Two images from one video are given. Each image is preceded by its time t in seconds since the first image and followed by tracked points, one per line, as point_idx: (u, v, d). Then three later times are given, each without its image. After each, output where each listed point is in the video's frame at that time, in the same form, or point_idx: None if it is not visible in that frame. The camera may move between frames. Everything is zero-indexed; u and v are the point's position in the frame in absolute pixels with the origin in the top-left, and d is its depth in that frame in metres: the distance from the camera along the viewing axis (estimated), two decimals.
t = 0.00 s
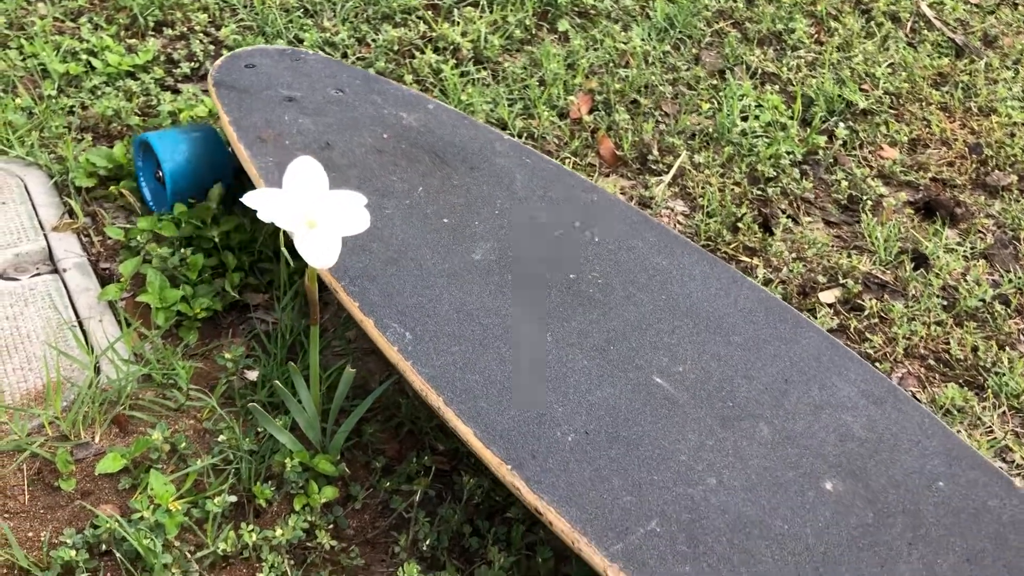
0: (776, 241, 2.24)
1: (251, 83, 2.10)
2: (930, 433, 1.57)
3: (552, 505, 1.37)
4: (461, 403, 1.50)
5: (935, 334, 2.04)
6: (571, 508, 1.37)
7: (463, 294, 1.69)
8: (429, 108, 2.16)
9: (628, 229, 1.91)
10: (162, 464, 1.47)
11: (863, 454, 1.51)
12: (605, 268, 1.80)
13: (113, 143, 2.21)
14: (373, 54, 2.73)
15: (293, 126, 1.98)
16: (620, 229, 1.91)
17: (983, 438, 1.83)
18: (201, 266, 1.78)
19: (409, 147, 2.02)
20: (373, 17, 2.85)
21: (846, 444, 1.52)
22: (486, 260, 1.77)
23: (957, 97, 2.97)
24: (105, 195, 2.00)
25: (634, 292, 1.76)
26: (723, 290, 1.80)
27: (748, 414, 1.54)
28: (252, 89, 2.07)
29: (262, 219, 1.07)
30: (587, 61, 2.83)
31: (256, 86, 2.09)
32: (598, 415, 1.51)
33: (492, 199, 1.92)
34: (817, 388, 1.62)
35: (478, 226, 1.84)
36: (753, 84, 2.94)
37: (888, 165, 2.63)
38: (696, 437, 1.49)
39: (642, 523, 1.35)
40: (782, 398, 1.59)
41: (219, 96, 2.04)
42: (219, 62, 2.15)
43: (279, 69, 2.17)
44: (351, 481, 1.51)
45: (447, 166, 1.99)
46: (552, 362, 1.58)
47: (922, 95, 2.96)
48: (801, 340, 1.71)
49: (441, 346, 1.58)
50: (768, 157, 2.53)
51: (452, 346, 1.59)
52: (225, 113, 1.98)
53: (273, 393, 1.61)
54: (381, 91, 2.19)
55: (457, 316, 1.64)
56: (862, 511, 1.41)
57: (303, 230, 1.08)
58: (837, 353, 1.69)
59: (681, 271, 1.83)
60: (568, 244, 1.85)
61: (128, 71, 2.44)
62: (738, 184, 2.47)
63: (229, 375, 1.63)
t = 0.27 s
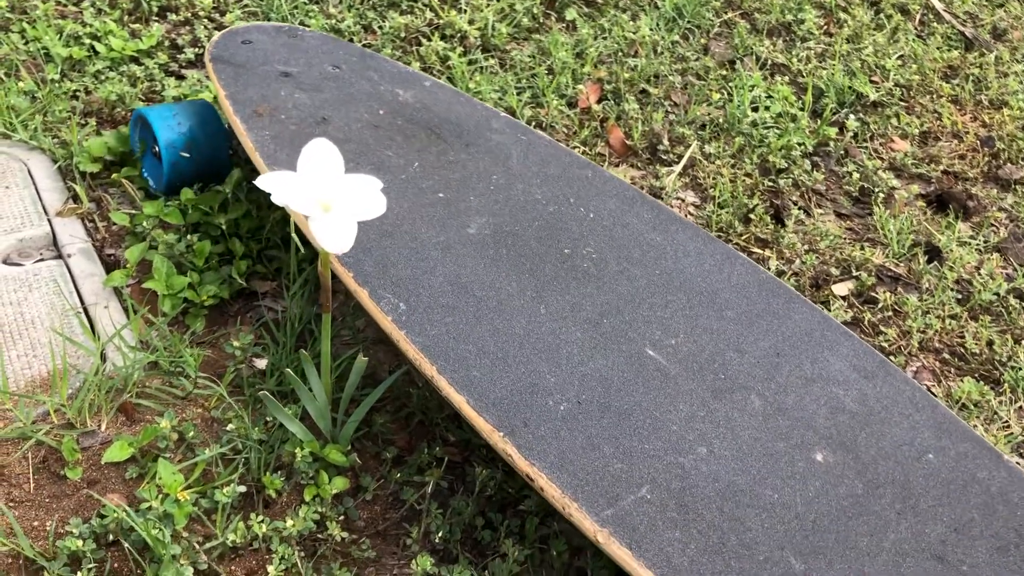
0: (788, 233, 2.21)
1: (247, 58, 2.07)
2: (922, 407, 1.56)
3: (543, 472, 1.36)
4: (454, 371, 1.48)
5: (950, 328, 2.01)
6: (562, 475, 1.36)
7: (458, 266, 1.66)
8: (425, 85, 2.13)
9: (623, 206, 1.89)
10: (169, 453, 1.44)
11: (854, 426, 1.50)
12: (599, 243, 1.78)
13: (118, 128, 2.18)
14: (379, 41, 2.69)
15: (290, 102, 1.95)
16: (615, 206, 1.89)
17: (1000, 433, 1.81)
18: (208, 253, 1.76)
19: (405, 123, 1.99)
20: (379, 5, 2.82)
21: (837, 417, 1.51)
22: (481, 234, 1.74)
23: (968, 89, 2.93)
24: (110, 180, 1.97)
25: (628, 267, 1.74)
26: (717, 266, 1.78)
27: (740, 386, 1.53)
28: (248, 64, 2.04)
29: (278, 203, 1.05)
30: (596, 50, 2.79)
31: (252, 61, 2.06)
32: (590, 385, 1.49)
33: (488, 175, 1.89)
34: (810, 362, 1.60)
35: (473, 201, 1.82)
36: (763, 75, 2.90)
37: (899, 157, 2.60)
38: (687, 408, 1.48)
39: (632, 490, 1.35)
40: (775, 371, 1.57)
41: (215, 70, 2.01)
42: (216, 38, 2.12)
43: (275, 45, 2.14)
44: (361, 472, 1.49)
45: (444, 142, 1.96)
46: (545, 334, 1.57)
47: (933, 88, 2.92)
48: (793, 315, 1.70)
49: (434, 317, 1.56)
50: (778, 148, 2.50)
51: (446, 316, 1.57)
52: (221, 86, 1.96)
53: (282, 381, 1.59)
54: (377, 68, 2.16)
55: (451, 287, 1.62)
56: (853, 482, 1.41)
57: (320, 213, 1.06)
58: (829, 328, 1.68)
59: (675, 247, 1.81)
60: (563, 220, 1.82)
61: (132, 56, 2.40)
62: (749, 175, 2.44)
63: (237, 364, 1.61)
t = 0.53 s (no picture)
0: (787, 229, 2.21)
1: (239, 49, 2.05)
2: (912, 398, 1.55)
3: (533, 461, 1.36)
4: (444, 360, 1.48)
5: (949, 325, 2.01)
6: (551, 463, 1.36)
7: (449, 255, 1.65)
8: (419, 76, 2.12)
9: (615, 197, 1.88)
10: (164, 449, 1.44)
11: (845, 417, 1.50)
12: (591, 234, 1.77)
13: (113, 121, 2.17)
14: (377, 35, 2.67)
15: (282, 92, 1.94)
16: (607, 197, 1.88)
17: (999, 430, 1.81)
18: (203, 247, 1.75)
19: (398, 114, 1.98)
20: None
21: (828, 407, 1.51)
22: (473, 225, 1.73)
23: (967, 85, 2.92)
24: (104, 173, 1.96)
25: (620, 257, 1.73)
26: (709, 257, 1.77)
27: (731, 376, 1.53)
28: (241, 55, 2.02)
29: (273, 197, 1.04)
30: (594, 45, 2.78)
31: (244, 51, 2.04)
32: (580, 374, 1.48)
33: (481, 166, 1.88)
34: (800, 352, 1.60)
35: (466, 192, 1.81)
36: (762, 70, 2.89)
37: (898, 153, 2.59)
38: (677, 397, 1.47)
39: (621, 479, 1.34)
40: (765, 361, 1.57)
41: (208, 61, 1.99)
42: (209, 28, 2.10)
43: (268, 35, 2.12)
44: (357, 468, 1.48)
45: (436, 133, 1.94)
46: (535, 323, 1.56)
47: (932, 83, 2.91)
48: (784, 306, 1.69)
49: (425, 306, 1.56)
50: (777, 143, 2.49)
51: (437, 306, 1.56)
52: (213, 77, 1.94)
53: (278, 376, 1.58)
54: (370, 59, 2.14)
55: (442, 276, 1.61)
56: (842, 471, 1.41)
57: (315, 206, 1.05)
58: (821, 319, 1.67)
59: (667, 238, 1.80)
60: (555, 210, 1.81)
61: (128, 48, 2.38)
62: (747, 170, 2.43)
63: (232, 358, 1.60)
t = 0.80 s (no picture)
0: (783, 226, 2.22)
1: (238, 50, 2.06)
2: (908, 395, 1.57)
3: (532, 459, 1.36)
4: (443, 359, 1.48)
5: (944, 321, 2.02)
6: (551, 462, 1.37)
7: (448, 256, 1.66)
8: (416, 77, 2.13)
9: (612, 198, 1.89)
10: (164, 447, 1.44)
11: (842, 414, 1.51)
12: (589, 234, 1.78)
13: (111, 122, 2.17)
14: (373, 35, 2.68)
15: (281, 93, 1.95)
16: (605, 197, 1.89)
17: (993, 425, 1.82)
18: (202, 248, 1.76)
19: (397, 115, 1.98)
20: None
21: (825, 405, 1.52)
22: (472, 225, 1.74)
23: (962, 82, 2.93)
24: (103, 174, 1.97)
25: (617, 257, 1.74)
26: (706, 257, 1.78)
27: (728, 374, 1.54)
28: (240, 56, 2.03)
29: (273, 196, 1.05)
30: (591, 44, 2.78)
31: (243, 53, 2.05)
32: (579, 373, 1.49)
33: (479, 166, 1.89)
34: (797, 350, 1.61)
35: (464, 192, 1.82)
36: (758, 68, 2.90)
37: (893, 150, 2.60)
38: (675, 396, 1.48)
39: (620, 477, 1.35)
40: (763, 359, 1.58)
41: (206, 62, 2.00)
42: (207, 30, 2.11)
43: (267, 37, 2.13)
44: (356, 466, 1.49)
45: (434, 134, 1.95)
46: (534, 323, 1.57)
47: (927, 81, 2.92)
48: (781, 304, 1.70)
49: (424, 306, 1.56)
50: (773, 141, 2.50)
51: (436, 306, 1.57)
52: (212, 78, 1.94)
53: (277, 375, 1.59)
54: (369, 60, 2.15)
55: (441, 276, 1.62)
56: (839, 468, 1.42)
57: (314, 207, 1.06)
58: (817, 317, 1.68)
59: (665, 237, 1.81)
60: (553, 211, 1.82)
61: (125, 49, 2.39)
62: (743, 168, 2.44)
63: (232, 357, 1.61)
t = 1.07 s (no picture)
0: (778, 224, 2.22)
1: (235, 55, 2.06)
2: (908, 395, 1.57)
3: (532, 462, 1.37)
4: (442, 363, 1.49)
5: (939, 316, 2.03)
6: (550, 465, 1.37)
7: (446, 259, 1.67)
8: (413, 80, 2.13)
9: (610, 199, 1.90)
10: (161, 450, 1.45)
11: (841, 414, 1.51)
12: (587, 236, 1.79)
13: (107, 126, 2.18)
14: (369, 36, 2.68)
15: (278, 98, 1.95)
16: (603, 199, 1.90)
17: (988, 420, 1.83)
18: (198, 251, 1.76)
19: (394, 118, 1.99)
20: None
21: (824, 405, 1.52)
22: (470, 228, 1.75)
23: (957, 78, 2.93)
24: (99, 177, 1.97)
25: (616, 259, 1.75)
26: (705, 257, 1.79)
27: (728, 375, 1.54)
28: (236, 61, 2.03)
29: (265, 199, 1.06)
30: (586, 43, 2.79)
31: (240, 57, 2.05)
32: (578, 376, 1.50)
33: (476, 169, 1.90)
34: (796, 351, 1.61)
35: (462, 195, 1.82)
36: (753, 66, 2.90)
37: (889, 147, 2.60)
38: (675, 398, 1.49)
39: (620, 480, 1.36)
40: (762, 360, 1.58)
41: (203, 67, 2.00)
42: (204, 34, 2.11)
43: (263, 41, 2.13)
44: (353, 467, 1.50)
45: (431, 137, 1.95)
46: (533, 326, 1.57)
47: (922, 77, 2.92)
48: (780, 305, 1.71)
49: (423, 310, 1.57)
50: (769, 138, 2.50)
51: (435, 310, 1.57)
52: (209, 83, 1.94)
53: (273, 376, 1.59)
54: (366, 64, 2.15)
55: (439, 280, 1.62)
56: (839, 469, 1.42)
57: (307, 209, 1.07)
58: (816, 317, 1.69)
59: (663, 239, 1.82)
60: (551, 213, 1.83)
61: (121, 53, 2.39)
62: (739, 166, 2.45)
63: (229, 360, 1.61)
